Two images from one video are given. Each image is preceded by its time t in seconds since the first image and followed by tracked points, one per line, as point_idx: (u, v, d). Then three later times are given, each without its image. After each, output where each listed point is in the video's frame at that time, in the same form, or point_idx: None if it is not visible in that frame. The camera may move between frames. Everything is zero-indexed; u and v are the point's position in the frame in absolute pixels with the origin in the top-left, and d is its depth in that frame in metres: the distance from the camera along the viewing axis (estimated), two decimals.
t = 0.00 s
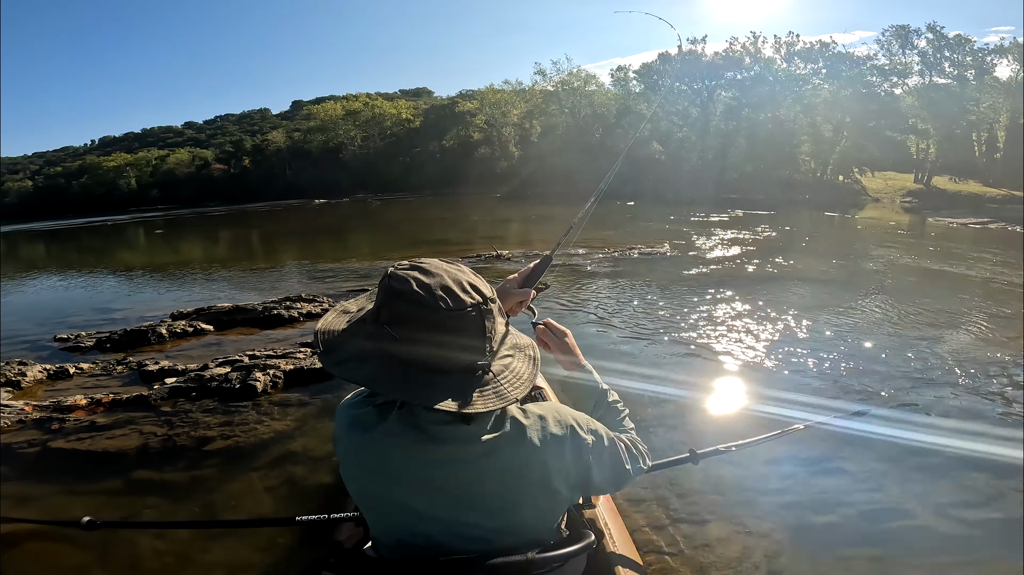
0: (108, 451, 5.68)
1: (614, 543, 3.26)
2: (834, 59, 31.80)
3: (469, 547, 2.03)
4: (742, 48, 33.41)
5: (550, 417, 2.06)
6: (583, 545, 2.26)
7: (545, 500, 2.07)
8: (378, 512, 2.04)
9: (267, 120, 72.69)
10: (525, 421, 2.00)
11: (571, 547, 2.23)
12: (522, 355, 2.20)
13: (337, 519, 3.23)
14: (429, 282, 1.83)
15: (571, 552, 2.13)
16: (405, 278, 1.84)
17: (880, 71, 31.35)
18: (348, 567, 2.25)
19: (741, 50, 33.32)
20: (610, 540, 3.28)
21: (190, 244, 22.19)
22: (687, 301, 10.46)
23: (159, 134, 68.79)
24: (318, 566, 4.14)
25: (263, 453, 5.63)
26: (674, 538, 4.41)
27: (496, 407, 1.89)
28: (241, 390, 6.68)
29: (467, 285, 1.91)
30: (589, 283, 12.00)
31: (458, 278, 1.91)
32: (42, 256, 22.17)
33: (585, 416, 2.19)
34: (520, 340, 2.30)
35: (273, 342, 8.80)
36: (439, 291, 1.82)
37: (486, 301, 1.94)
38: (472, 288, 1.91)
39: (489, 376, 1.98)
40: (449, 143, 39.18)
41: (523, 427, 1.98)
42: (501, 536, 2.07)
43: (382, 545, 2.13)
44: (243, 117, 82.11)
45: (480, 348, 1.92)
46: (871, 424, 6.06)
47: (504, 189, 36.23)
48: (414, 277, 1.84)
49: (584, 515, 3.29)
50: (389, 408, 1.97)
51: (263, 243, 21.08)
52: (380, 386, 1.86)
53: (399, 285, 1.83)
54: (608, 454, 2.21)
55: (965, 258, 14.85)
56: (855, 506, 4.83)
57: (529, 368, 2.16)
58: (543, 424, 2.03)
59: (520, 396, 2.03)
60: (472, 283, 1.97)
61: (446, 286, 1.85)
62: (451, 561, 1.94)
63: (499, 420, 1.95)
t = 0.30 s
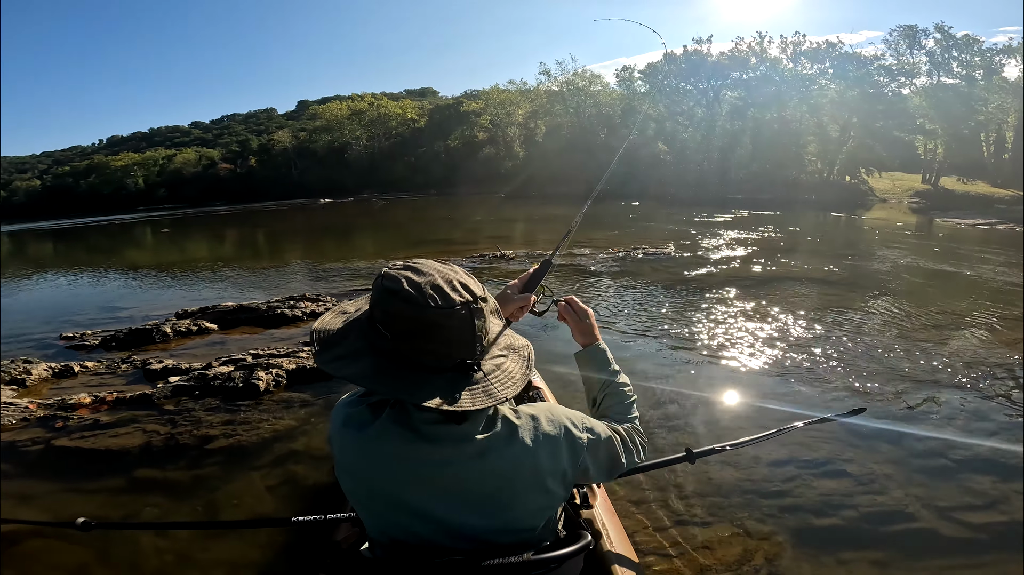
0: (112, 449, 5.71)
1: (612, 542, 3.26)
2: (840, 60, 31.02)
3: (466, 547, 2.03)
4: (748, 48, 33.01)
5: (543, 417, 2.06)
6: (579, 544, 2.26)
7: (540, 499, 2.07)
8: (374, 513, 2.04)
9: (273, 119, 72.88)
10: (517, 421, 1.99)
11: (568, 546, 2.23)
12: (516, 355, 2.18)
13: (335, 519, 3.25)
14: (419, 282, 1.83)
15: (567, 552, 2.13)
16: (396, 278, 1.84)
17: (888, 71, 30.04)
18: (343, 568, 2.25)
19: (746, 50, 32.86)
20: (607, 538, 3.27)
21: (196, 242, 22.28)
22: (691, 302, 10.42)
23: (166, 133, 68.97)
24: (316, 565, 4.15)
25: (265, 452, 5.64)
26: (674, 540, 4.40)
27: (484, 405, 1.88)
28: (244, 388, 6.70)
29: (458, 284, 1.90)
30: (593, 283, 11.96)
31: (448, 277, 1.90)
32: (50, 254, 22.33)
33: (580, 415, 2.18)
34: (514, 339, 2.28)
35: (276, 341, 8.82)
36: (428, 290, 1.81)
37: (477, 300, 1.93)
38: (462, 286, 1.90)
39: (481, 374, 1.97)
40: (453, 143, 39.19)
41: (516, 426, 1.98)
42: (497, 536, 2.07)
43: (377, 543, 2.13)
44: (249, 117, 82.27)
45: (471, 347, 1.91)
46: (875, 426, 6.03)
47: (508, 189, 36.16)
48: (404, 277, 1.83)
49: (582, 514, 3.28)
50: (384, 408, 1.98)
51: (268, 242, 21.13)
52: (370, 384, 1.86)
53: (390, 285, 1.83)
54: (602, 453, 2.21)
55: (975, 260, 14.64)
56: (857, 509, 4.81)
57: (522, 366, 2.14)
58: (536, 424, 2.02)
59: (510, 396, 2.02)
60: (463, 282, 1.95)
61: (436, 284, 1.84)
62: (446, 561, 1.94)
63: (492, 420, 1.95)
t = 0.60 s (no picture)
0: (115, 447, 5.73)
1: (611, 541, 3.25)
2: (847, 59, 31.05)
3: (465, 547, 2.03)
4: (754, 48, 33.11)
5: (543, 415, 2.06)
6: (579, 543, 2.26)
7: (539, 498, 2.07)
8: (373, 513, 2.04)
9: (279, 119, 73.05)
10: (517, 418, 2.00)
11: (568, 544, 2.23)
12: (515, 352, 2.16)
13: (335, 519, 3.25)
14: (417, 279, 1.83)
15: (566, 550, 2.13)
16: (395, 276, 1.85)
17: (894, 71, 29.75)
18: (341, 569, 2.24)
19: (752, 50, 33.10)
20: (606, 537, 3.26)
21: (202, 242, 22.39)
22: (696, 302, 10.39)
23: (173, 134, 69.25)
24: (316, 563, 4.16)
25: (267, 451, 5.66)
26: (675, 543, 4.39)
27: (481, 403, 1.87)
28: (247, 388, 6.72)
29: (456, 282, 1.90)
30: (598, 283, 11.96)
31: (447, 274, 1.90)
32: (57, 253, 22.45)
33: (580, 412, 2.18)
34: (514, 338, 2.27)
35: (280, 340, 8.85)
36: (427, 288, 1.81)
37: (475, 298, 1.93)
38: (460, 284, 1.89)
39: (478, 372, 1.95)
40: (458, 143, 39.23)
41: (516, 425, 1.98)
42: (497, 535, 2.07)
43: (375, 544, 2.12)
44: (255, 117, 82.50)
45: (469, 344, 1.91)
46: (879, 428, 6.00)
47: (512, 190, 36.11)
48: (403, 276, 1.84)
49: (580, 514, 3.28)
50: (384, 405, 1.97)
51: (273, 241, 21.20)
52: (367, 381, 1.86)
53: (388, 283, 1.83)
54: (604, 450, 2.20)
55: (983, 261, 14.52)
56: (861, 511, 4.79)
57: (521, 365, 2.12)
58: (536, 422, 2.03)
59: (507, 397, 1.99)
60: (461, 278, 1.95)
61: (433, 283, 1.84)
62: (446, 561, 1.94)
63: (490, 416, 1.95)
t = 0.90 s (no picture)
0: (120, 445, 5.76)
1: (609, 539, 3.24)
2: (855, 59, 30.75)
3: (467, 547, 2.04)
4: (761, 47, 33.14)
5: (541, 416, 2.04)
6: (578, 543, 2.27)
7: (540, 499, 2.05)
8: (374, 513, 2.06)
9: (286, 119, 73.34)
10: (513, 419, 1.98)
11: (568, 546, 2.22)
12: (506, 356, 2.07)
13: (334, 519, 3.26)
14: (393, 279, 1.83)
15: (565, 551, 2.12)
16: (379, 277, 1.88)
17: (903, 71, 29.76)
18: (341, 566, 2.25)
19: (758, 49, 33.07)
20: (604, 535, 3.26)
21: (209, 241, 22.51)
22: (701, 303, 10.37)
23: (181, 133, 69.63)
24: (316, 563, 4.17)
25: (270, 450, 5.68)
26: (676, 544, 4.38)
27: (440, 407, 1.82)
28: (251, 386, 6.74)
29: (431, 280, 1.85)
30: (603, 283, 11.95)
31: (423, 272, 1.86)
32: (66, 252, 22.62)
33: (580, 413, 2.16)
34: (515, 341, 2.19)
35: (284, 339, 8.87)
36: (397, 286, 1.80)
37: (451, 296, 1.86)
38: (436, 283, 1.84)
39: (451, 373, 1.89)
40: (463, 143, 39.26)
41: (513, 426, 1.97)
42: (498, 536, 2.07)
43: (374, 544, 2.14)
44: (262, 117, 82.79)
45: (442, 345, 1.87)
46: (884, 430, 5.97)
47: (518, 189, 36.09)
48: (383, 276, 1.86)
49: (579, 513, 3.27)
50: (379, 406, 2.00)
51: (279, 240, 21.28)
52: (352, 381, 1.89)
53: (373, 284, 1.87)
54: (605, 452, 2.17)
55: (991, 263, 14.39)
56: (864, 514, 4.77)
57: (507, 371, 2.01)
58: (534, 423, 2.00)
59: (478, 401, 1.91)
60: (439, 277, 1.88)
61: (406, 282, 1.82)
62: (446, 560, 1.95)
63: (483, 416, 1.94)
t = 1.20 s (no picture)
0: (123, 444, 5.78)
1: (608, 539, 3.24)
2: (861, 59, 30.65)
3: (465, 547, 2.04)
4: (766, 47, 33.00)
5: (536, 417, 2.03)
6: (577, 544, 2.27)
7: (535, 500, 2.05)
8: (371, 513, 2.07)
9: (291, 119, 73.57)
10: (507, 419, 1.98)
11: (567, 547, 2.22)
12: (492, 354, 2.04)
13: (333, 519, 3.27)
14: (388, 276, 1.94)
15: (565, 551, 2.13)
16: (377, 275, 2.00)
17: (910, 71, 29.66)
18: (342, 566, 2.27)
19: (763, 49, 32.99)
20: (603, 535, 3.26)
21: (214, 240, 22.61)
22: (705, 304, 10.35)
23: (187, 133, 69.93)
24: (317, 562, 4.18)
25: (273, 449, 5.69)
26: (678, 546, 4.37)
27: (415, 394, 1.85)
28: (255, 385, 6.76)
29: (421, 276, 1.93)
30: (607, 284, 11.93)
31: (417, 271, 1.95)
32: (73, 250, 22.75)
33: (575, 414, 2.14)
34: (509, 340, 2.18)
35: (288, 338, 8.89)
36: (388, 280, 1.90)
37: (440, 292, 1.93)
38: (426, 279, 1.91)
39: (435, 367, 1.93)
40: (468, 143, 39.24)
41: (506, 426, 1.96)
42: (495, 536, 2.06)
43: (373, 544, 2.14)
44: (267, 117, 82.99)
45: (429, 338, 1.93)
46: (888, 432, 5.94)
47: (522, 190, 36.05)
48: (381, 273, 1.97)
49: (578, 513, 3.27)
50: (376, 403, 2.04)
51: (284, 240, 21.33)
52: (347, 375, 1.96)
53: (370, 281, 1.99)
54: (601, 454, 2.15)
55: (998, 264, 14.30)
56: (867, 516, 4.75)
57: (491, 367, 1.99)
58: (527, 423, 2.00)
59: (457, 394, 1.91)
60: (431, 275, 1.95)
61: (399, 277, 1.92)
62: (442, 561, 1.95)
63: (475, 415, 1.95)
